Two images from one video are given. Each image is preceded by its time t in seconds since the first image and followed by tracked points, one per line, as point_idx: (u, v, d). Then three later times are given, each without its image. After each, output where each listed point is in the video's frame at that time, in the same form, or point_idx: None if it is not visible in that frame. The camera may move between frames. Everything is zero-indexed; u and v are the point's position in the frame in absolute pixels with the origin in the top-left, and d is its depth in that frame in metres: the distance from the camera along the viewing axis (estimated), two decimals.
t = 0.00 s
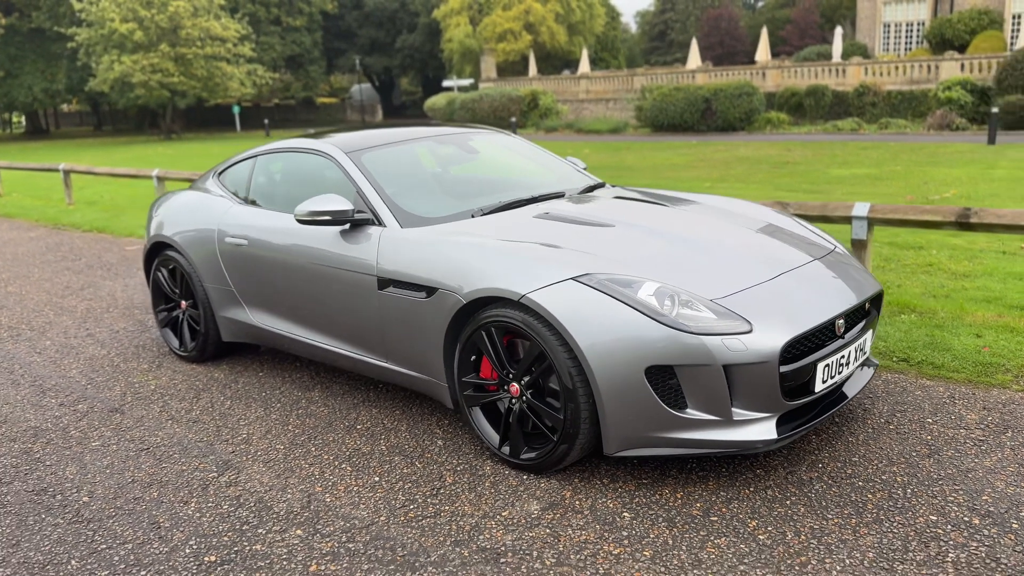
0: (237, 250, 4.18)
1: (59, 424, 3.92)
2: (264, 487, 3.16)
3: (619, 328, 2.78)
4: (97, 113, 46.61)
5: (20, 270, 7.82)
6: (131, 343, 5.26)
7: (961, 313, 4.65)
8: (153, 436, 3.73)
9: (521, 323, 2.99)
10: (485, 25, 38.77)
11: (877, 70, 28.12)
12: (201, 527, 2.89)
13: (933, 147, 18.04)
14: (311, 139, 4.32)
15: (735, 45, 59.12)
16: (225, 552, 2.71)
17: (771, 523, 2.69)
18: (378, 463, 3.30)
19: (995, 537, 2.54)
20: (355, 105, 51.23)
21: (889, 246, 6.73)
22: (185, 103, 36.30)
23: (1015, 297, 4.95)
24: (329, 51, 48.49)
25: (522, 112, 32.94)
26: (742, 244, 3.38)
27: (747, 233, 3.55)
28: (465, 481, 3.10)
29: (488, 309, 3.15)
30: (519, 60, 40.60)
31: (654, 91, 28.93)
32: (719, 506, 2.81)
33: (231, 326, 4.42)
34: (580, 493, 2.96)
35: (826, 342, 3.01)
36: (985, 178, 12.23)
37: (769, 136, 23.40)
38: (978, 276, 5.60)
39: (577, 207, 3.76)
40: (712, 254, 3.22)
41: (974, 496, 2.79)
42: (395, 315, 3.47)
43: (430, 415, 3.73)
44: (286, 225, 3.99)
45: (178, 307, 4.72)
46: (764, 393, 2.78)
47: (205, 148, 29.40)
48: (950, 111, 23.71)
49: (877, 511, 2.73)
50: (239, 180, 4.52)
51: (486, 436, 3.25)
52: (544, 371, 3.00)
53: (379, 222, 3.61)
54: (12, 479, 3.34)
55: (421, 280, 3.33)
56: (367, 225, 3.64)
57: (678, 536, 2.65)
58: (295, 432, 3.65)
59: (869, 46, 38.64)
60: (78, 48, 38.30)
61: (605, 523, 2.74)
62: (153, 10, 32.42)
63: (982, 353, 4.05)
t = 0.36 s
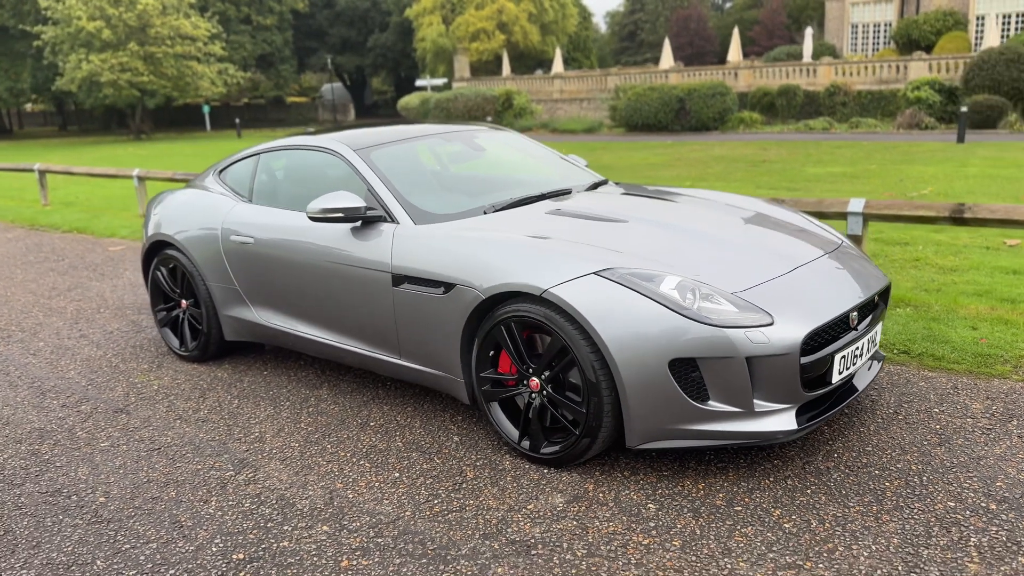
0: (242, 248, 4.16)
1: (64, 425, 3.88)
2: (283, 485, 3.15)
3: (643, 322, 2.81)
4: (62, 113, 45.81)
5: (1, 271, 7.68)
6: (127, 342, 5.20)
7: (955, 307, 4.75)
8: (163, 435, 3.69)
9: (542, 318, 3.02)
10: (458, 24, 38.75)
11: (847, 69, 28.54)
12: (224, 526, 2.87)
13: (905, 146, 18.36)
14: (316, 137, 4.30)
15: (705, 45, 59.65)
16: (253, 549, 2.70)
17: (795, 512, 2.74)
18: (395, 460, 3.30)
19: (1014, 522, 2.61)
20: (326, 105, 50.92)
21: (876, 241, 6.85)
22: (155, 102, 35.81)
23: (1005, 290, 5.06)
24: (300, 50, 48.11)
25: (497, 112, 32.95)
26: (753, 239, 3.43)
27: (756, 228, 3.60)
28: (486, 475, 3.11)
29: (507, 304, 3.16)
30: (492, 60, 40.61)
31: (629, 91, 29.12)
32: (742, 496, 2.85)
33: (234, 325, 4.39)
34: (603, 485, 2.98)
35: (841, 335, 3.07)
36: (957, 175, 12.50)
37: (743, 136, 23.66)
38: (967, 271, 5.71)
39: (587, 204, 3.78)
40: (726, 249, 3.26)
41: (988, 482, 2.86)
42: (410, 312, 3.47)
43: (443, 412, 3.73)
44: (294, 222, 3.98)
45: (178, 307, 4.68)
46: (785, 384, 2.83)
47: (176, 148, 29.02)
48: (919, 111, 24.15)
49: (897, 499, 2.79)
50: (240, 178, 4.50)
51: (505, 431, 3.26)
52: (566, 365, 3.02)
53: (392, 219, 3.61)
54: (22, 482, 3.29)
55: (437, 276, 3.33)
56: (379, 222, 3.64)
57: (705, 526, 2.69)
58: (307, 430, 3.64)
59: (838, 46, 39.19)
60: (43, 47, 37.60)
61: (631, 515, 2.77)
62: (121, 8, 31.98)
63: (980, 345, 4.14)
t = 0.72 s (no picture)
0: (247, 251, 4.09)
1: (68, 434, 3.79)
2: (307, 491, 3.11)
3: (676, 323, 2.83)
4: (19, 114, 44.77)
5: None
6: (121, 348, 5.10)
7: (950, 305, 4.84)
8: (175, 442, 3.63)
9: (570, 319, 3.02)
10: (425, 25, 38.63)
11: (812, 71, 28.90)
12: (253, 534, 2.82)
13: (872, 146, 18.68)
14: (322, 138, 4.25)
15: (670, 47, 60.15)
16: (286, 558, 2.67)
17: (827, 509, 2.77)
18: (418, 464, 3.28)
19: None
20: (292, 106, 50.36)
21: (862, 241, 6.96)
22: (116, 103, 35.16)
23: (995, 287, 5.18)
24: (264, 50, 47.58)
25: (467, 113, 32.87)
26: (769, 239, 3.46)
27: (770, 228, 3.63)
28: (512, 478, 3.10)
29: (531, 306, 3.15)
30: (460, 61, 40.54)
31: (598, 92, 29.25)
32: (773, 495, 2.87)
33: (239, 329, 4.32)
34: (632, 486, 2.99)
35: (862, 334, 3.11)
36: (928, 175, 12.75)
37: (712, 137, 23.89)
38: (955, 269, 5.82)
39: (601, 205, 3.78)
40: (746, 250, 3.28)
41: (1011, 475, 2.92)
42: (429, 315, 3.44)
43: (459, 414, 3.71)
44: (304, 223, 3.93)
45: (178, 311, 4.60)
46: (814, 382, 2.86)
47: (140, 150, 28.51)
48: (883, 112, 24.64)
49: (924, 494, 2.83)
50: (242, 180, 4.43)
51: (529, 434, 3.26)
52: (594, 366, 3.02)
53: (407, 221, 3.59)
54: (33, 493, 3.21)
55: (458, 277, 3.31)
56: (394, 224, 3.61)
57: (740, 524, 2.70)
58: (323, 435, 3.60)
59: (800, 49, 39.78)
60: None
61: (666, 515, 2.78)
62: (82, 7, 31.37)
63: (982, 342, 4.23)
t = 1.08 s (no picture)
0: (252, 258, 4.08)
1: (74, 444, 3.74)
2: (330, 496, 3.11)
3: (700, 327, 2.89)
4: None
5: None
6: (113, 356, 5.02)
7: (936, 304, 5.00)
8: (186, 451, 3.60)
9: (591, 323, 3.07)
10: (388, 27, 38.50)
11: (771, 76, 28.97)
12: (282, 541, 2.82)
13: (834, 149, 19.05)
14: (326, 144, 4.25)
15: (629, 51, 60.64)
16: (320, 563, 2.68)
17: (846, 505, 2.85)
18: (440, 468, 3.30)
19: None
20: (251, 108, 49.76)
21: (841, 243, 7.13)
22: (72, 105, 34.42)
23: (976, 287, 5.35)
24: (223, 52, 46.95)
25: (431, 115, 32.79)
26: (775, 242, 3.55)
27: (773, 231, 3.72)
28: (535, 480, 3.14)
29: (550, 310, 3.20)
30: (423, 64, 40.46)
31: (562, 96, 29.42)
32: (793, 492, 2.96)
33: (242, 336, 4.30)
34: (655, 486, 3.04)
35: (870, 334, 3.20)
36: (893, 177, 13.07)
37: (676, 141, 24.17)
38: (934, 270, 6.00)
39: (609, 209, 3.84)
40: (757, 252, 3.36)
41: (1017, 469, 3.03)
42: (446, 320, 3.46)
43: (472, 418, 3.73)
44: (312, 230, 3.93)
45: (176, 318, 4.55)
46: (832, 382, 2.95)
47: (98, 153, 27.94)
48: (842, 116, 25.16)
49: (936, 488, 2.93)
50: (242, 184, 4.40)
51: (548, 437, 3.30)
52: (616, 369, 3.07)
53: (419, 226, 3.61)
54: (49, 504, 3.16)
55: (476, 282, 3.34)
56: (406, 229, 3.63)
57: (765, 521, 2.78)
58: (337, 440, 3.60)
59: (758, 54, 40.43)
60: None
61: (691, 514, 2.84)
62: (35, 7, 30.67)
63: (971, 340, 4.37)
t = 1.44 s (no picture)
0: (270, 258, 4.13)
1: (95, 443, 3.75)
2: (366, 488, 3.19)
3: (726, 317, 3.03)
4: None
5: None
6: (117, 357, 5.01)
7: (920, 299, 5.23)
8: (212, 447, 3.64)
9: (620, 316, 3.19)
10: (349, 30, 38.35)
11: (730, 81, 29.57)
12: (328, 530, 2.89)
13: (796, 152, 19.47)
14: (339, 145, 4.32)
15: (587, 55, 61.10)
16: (369, 549, 2.76)
17: (865, 485, 3.01)
18: (469, 458, 3.39)
19: None
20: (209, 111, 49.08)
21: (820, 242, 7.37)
22: (24, 107, 33.65)
23: (955, 282, 5.60)
24: (180, 54, 46.26)
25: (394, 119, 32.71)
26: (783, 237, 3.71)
27: (779, 227, 3.88)
28: (565, 467, 3.25)
29: (577, 304, 3.31)
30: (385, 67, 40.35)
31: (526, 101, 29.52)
32: (813, 474, 3.11)
33: (256, 335, 4.34)
34: (681, 471, 3.17)
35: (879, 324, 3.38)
36: (857, 179, 13.43)
37: (640, 144, 24.47)
38: (913, 266, 6.25)
39: (621, 208, 3.97)
40: (769, 247, 3.52)
41: (1017, 448, 3.23)
42: (471, 315, 3.56)
43: (492, 411, 3.83)
44: (330, 229, 3.99)
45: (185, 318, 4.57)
46: (848, 369, 3.11)
47: (53, 156, 27.34)
48: (800, 120, 25.74)
49: (947, 467, 3.11)
50: (254, 185, 4.44)
51: (574, 427, 3.41)
52: (643, 359, 3.19)
53: (441, 225, 3.70)
54: (85, 501, 3.18)
55: (501, 278, 3.43)
56: (428, 227, 3.72)
57: (791, 501, 2.92)
58: (362, 434, 3.67)
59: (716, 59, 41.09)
60: None
61: (720, 496, 2.98)
62: None
63: (958, 331, 4.60)
